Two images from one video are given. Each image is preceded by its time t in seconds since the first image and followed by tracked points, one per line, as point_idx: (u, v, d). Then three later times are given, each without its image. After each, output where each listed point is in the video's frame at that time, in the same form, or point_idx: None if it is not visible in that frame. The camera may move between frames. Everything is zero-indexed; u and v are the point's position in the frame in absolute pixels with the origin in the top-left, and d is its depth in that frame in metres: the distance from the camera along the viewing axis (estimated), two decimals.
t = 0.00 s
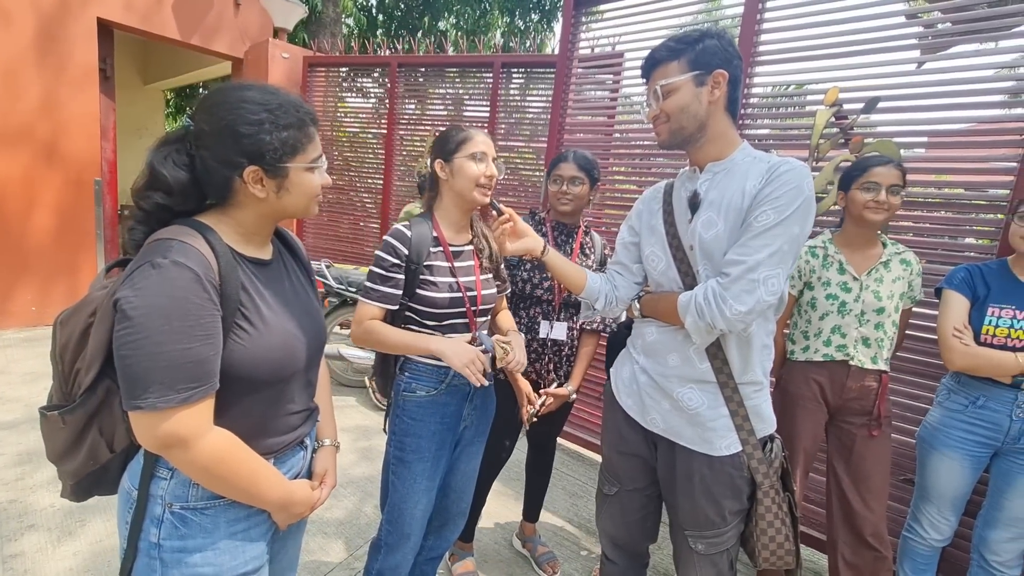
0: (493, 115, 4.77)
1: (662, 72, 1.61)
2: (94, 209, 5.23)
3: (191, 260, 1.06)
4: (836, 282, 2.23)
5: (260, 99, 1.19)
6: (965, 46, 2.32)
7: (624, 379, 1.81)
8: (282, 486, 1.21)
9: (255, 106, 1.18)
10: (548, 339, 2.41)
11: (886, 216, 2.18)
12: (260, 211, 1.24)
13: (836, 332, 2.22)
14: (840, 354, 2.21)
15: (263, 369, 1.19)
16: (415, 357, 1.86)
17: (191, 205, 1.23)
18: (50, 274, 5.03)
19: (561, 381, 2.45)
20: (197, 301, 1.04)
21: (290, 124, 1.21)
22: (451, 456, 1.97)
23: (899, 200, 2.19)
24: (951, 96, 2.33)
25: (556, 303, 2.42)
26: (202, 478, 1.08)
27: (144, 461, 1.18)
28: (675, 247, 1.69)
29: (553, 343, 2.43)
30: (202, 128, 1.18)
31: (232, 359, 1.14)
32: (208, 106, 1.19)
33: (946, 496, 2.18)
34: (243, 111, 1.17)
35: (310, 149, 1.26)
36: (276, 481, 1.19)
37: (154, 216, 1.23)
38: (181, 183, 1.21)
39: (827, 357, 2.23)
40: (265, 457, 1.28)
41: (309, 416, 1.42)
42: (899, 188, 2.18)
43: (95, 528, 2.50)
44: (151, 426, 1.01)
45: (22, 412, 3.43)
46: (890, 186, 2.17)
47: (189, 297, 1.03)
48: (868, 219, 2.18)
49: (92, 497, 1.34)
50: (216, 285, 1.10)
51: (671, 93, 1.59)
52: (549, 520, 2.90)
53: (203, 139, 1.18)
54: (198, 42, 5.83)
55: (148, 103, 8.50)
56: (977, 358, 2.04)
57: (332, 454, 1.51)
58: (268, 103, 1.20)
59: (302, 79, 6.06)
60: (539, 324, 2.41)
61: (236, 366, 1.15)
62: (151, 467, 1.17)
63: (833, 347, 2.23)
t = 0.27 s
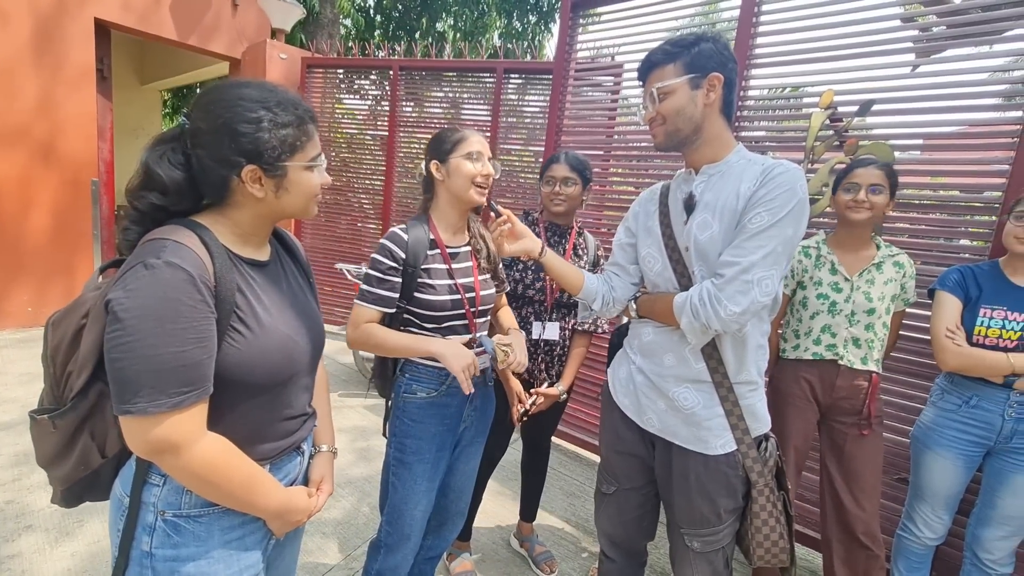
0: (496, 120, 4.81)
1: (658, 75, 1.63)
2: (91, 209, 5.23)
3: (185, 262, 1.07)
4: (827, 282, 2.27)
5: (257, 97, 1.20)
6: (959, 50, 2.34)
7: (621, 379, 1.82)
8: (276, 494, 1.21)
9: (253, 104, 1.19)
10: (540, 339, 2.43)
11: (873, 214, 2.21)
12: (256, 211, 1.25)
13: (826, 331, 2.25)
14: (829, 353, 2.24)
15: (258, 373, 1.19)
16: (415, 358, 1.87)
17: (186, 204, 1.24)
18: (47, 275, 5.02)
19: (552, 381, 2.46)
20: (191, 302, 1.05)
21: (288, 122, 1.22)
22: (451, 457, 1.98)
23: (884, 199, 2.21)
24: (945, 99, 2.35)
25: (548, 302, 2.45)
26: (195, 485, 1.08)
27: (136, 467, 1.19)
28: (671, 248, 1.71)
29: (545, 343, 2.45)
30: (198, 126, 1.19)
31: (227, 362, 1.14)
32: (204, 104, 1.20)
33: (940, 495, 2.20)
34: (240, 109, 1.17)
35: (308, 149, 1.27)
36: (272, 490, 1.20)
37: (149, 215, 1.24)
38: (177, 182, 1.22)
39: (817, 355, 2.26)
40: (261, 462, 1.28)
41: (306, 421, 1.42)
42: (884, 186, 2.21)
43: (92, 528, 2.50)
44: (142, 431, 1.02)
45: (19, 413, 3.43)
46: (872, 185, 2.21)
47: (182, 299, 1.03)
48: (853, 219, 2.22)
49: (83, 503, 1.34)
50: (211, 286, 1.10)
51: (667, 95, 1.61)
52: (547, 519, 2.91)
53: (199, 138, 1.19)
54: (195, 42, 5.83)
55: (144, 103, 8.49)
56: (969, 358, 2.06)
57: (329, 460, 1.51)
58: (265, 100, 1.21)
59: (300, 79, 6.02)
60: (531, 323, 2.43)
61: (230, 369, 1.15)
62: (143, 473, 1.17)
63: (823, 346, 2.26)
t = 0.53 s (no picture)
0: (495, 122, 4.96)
1: (652, 77, 1.64)
2: (86, 209, 5.21)
3: (183, 262, 1.07)
4: (817, 282, 2.30)
5: (255, 97, 1.21)
6: (951, 53, 2.37)
7: (616, 378, 1.83)
8: (271, 497, 1.22)
9: (250, 103, 1.19)
10: (534, 339, 2.44)
11: (846, 213, 2.24)
12: (253, 212, 1.26)
13: (815, 330, 2.27)
14: (818, 352, 2.26)
15: (254, 374, 1.20)
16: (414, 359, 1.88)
17: (183, 205, 1.25)
18: (41, 275, 5.01)
19: (546, 380, 2.46)
20: (188, 303, 1.05)
21: (286, 123, 1.23)
22: (449, 456, 1.99)
23: (855, 198, 2.23)
24: (936, 101, 2.38)
25: (542, 303, 2.47)
26: (191, 486, 1.09)
27: (130, 469, 1.19)
28: (666, 249, 1.72)
29: (539, 342, 2.46)
30: (195, 127, 1.20)
31: (224, 363, 1.15)
32: (201, 104, 1.21)
33: (932, 494, 2.22)
34: (238, 109, 1.18)
35: (305, 149, 1.28)
36: (268, 492, 1.21)
37: (145, 216, 1.24)
38: (173, 183, 1.22)
39: (806, 354, 2.28)
40: (256, 463, 1.29)
41: (302, 422, 1.43)
42: (856, 184, 2.24)
43: (87, 530, 2.50)
44: (137, 433, 1.02)
45: (14, 414, 3.42)
46: (841, 185, 2.25)
47: (179, 299, 1.04)
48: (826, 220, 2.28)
49: (75, 505, 1.34)
50: (208, 286, 1.11)
51: (662, 98, 1.62)
52: (543, 519, 2.93)
53: (196, 138, 1.20)
54: (191, 43, 5.82)
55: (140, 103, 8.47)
56: (959, 358, 2.09)
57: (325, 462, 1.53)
58: (263, 100, 1.21)
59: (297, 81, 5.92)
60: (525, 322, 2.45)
61: (227, 370, 1.16)
62: (137, 474, 1.18)
63: (812, 345, 2.28)
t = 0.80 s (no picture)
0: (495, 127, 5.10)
1: (649, 81, 1.66)
2: (82, 209, 5.20)
3: (180, 263, 1.08)
4: (807, 281, 2.32)
5: (252, 100, 1.22)
6: (944, 56, 2.39)
7: (612, 378, 1.85)
8: (269, 494, 1.23)
9: (248, 106, 1.21)
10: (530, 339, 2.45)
11: (834, 213, 2.26)
12: (251, 213, 1.27)
13: (806, 329, 2.30)
14: (809, 350, 2.29)
15: (251, 374, 1.21)
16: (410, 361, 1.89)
17: (181, 206, 1.25)
18: (37, 275, 4.99)
19: (542, 380, 2.49)
20: (186, 303, 1.06)
21: (283, 126, 1.24)
22: (447, 456, 2.00)
23: (841, 199, 2.25)
24: (929, 104, 2.41)
25: (537, 303, 2.48)
26: (188, 484, 1.10)
27: (129, 466, 1.20)
28: (661, 250, 1.74)
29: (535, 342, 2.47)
30: (193, 129, 1.21)
31: (221, 363, 1.16)
32: (200, 106, 1.22)
33: (924, 492, 2.24)
34: (235, 112, 1.19)
35: (302, 152, 1.29)
36: (266, 489, 1.22)
37: (143, 216, 1.25)
38: (171, 184, 1.23)
39: (797, 352, 2.31)
40: (254, 462, 1.30)
41: (300, 421, 1.44)
42: (843, 185, 2.26)
43: (83, 530, 2.50)
44: (135, 431, 1.03)
45: (9, 414, 3.41)
46: (829, 186, 2.28)
47: (177, 300, 1.05)
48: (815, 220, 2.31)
49: (77, 502, 1.35)
50: (205, 287, 1.12)
51: (658, 101, 1.64)
52: (539, 518, 2.94)
53: (194, 140, 1.21)
54: (188, 43, 5.81)
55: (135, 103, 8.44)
56: (950, 358, 2.12)
57: (322, 459, 1.55)
58: (260, 103, 1.22)
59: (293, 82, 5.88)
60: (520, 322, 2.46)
61: (224, 370, 1.17)
62: (137, 471, 1.18)
63: (803, 343, 2.30)
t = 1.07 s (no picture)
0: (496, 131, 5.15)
1: (647, 83, 1.67)
2: (78, 209, 5.18)
3: (180, 263, 1.09)
4: (808, 279, 2.33)
5: (251, 101, 1.23)
6: (939, 58, 2.41)
7: (610, 377, 1.86)
8: (268, 490, 1.23)
9: (246, 107, 1.21)
10: (525, 338, 2.44)
11: (835, 213, 2.28)
12: (250, 213, 1.27)
13: (807, 326, 2.31)
14: (810, 348, 2.29)
15: (251, 372, 1.21)
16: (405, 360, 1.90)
17: (181, 205, 1.26)
18: (33, 275, 4.98)
19: (538, 379, 2.51)
20: (185, 303, 1.07)
21: (281, 127, 1.25)
22: (444, 455, 2.01)
23: (844, 199, 2.27)
24: (923, 106, 2.43)
25: (533, 303, 2.48)
26: (188, 480, 1.10)
27: (130, 463, 1.20)
28: (658, 249, 1.75)
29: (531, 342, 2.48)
30: (192, 130, 1.22)
31: (220, 362, 1.16)
32: (199, 107, 1.22)
33: (918, 491, 2.26)
34: (234, 113, 1.20)
35: (300, 153, 1.29)
36: (266, 485, 1.23)
37: (143, 215, 1.25)
38: (171, 183, 1.23)
39: (797, 350, 2.32)
40: (254, 459, 1.31)
41: (299, 418, 1.45)
42: (844, 185, 2.28)
43: (80, 530, 2.50)
44: (136, 428, 1.04)
45: (6, 414, 3.40)
46: (831, 186, 2.29)
47: (176, 299, 1.05)
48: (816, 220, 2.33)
49: (77, 499, 1.36)
50: (205, 287, 1.12)
51: (656, 103, 1.65)
52: (536, 518, 2.95)
53: (194, 140, 1.21)
54: (185, 42, 5.81)
55: (132, 103, 8.42)
56: (943, 358, 2.13)
57: (321, 456, 1.55)
58: (259, 104, 1.23)
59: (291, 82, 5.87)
60: (517, 323, 2.46)
61: (224, 369, 1.17)
62: (137, 468, 1.19)
63: (804, 341, 2.31)
